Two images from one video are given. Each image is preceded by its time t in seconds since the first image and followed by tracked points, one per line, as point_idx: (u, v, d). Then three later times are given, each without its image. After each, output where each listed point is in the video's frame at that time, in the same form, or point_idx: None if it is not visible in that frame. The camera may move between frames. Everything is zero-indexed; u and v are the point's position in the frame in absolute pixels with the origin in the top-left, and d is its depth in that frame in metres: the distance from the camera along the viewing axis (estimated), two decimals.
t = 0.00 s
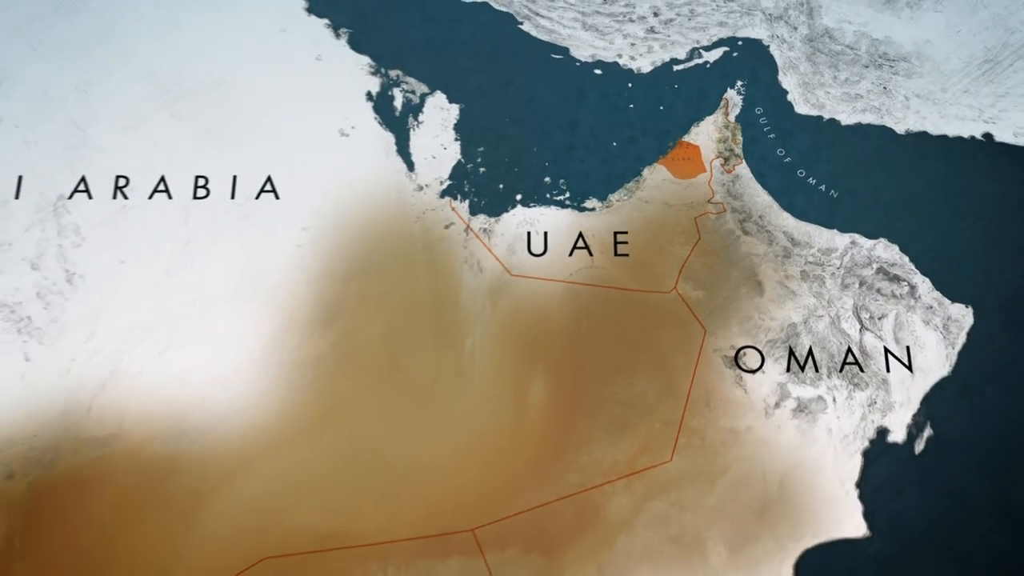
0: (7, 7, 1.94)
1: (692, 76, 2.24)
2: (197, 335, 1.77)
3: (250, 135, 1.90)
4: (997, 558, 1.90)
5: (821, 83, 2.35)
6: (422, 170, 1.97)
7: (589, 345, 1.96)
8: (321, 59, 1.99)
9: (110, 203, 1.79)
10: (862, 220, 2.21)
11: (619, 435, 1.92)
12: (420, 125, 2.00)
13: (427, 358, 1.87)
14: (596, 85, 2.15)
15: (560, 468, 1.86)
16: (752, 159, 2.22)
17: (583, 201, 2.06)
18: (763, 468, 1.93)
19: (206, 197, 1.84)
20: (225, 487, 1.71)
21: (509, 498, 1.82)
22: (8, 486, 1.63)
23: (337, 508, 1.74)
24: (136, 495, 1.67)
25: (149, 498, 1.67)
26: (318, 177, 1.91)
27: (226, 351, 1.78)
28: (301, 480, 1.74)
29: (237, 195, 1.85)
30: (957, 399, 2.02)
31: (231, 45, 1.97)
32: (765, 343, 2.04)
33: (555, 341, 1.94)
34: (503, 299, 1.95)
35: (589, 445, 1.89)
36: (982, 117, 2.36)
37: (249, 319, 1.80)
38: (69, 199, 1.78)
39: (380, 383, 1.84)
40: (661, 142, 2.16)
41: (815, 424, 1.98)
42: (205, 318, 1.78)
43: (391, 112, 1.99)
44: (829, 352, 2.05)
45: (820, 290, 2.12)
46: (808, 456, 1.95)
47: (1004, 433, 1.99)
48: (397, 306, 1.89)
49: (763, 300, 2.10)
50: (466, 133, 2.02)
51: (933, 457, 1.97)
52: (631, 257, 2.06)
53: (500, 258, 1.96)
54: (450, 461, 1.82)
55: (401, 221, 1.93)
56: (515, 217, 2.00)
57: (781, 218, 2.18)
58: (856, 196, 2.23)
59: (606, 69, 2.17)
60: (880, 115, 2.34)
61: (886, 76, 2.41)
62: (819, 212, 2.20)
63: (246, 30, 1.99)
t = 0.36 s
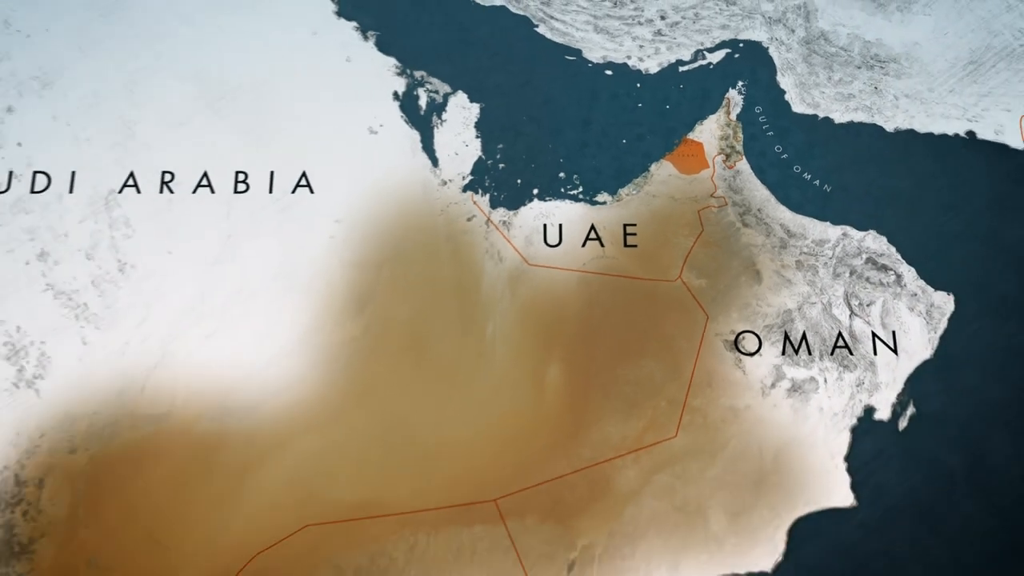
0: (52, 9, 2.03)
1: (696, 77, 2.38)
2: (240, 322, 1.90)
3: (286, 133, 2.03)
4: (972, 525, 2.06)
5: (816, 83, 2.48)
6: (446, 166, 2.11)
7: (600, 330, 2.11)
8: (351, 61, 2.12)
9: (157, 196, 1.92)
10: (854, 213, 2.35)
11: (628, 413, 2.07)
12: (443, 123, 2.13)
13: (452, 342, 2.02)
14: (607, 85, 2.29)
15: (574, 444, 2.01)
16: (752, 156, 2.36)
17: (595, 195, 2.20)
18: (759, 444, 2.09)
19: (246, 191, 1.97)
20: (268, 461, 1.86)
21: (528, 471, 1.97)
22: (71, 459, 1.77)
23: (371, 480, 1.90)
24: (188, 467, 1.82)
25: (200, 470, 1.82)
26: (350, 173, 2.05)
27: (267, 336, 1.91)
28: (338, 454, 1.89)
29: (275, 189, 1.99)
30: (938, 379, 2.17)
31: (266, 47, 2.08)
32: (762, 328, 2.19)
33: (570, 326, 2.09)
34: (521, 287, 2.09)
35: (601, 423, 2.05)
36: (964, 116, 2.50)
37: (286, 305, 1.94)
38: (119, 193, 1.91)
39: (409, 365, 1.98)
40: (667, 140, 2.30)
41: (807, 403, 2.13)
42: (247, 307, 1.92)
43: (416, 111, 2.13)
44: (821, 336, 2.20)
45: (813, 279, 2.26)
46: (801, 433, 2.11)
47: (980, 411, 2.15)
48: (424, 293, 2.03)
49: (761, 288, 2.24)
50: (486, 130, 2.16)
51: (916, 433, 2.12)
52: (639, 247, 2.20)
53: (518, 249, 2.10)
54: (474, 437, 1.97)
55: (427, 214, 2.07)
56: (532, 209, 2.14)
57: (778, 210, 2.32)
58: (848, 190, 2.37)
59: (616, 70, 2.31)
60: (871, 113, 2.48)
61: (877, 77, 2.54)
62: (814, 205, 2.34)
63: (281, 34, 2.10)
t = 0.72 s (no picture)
0: (94, 12, 2.13)
1: (700, 78, 2.50)
2: (277, 309, 2.05)
3: (316, 130, 2.17)
4: (951, 499, 2.20)
5: (812, 83, 2.60)
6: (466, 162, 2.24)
7: (611, 317, 2.25)
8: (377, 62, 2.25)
9: (199, 191, 2.06)
10: (847, 208, 2.47)
11: (636, 395, 2.21)
12: (464, 122, 2.26)
13: (473, 328, 2.16)
14: (617, 86, 2.42)
15: (586, 423, 2.16)
16: (752, 152, 2.48)
17: (606, 190, 2.33)
18: (755, 423, 2.22)
19: (281, 186, 2.11)
20: (303, 439, 1.99)
21: (543, 448, 2.12)
22: (123, 436, 1.90)
23: (400, 456, 2.04)
24: (231, 445, 1.96)
25: (243, 447, 1.96)
26: (378, 169, 2.19)
27: (303, 323, 2.05)
28: (369, 432, 2.03)
29: (308, 184, 2.13)
30: (922, 363, 2.31)
31: (297, 51, 2.22)
32: (759, 315, 2.33)
33: (582, 313, 2.23)
34: (537, 277, 2.22)
35: (611, 403, 2.19)
36: (950, 115, 2.63)
37: (319, 294, 2.08)
38: (163, 188, 2.04)
39: (433, 350, 2.12)
40: (672, 137, 2.43)
41: (800, 385, 2.26)
42: (284, 295, 2.06)
43: (438, 110, 2.25)
44: (814, 323, 2.33)
45: (807, 269, 2.39)
46: (794, 413, 2.24)
47: (960, 394, 2.29)
48: (447, 283, 2.17)
49: (759, 278, 2.37)
50: (503, 129, 2.29)
51: (901, 413, 2.26)
52: (645, 239, 2.33)
53: (534, 241, 2.24)
54: (494, 417, 2.11)
55: (449, 208, 2.21)
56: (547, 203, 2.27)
57: (776, 204, 2.44)
58: (842, 186, 2.49)
59: (625, 71, 2.43)
60: (863, 112, 2.60)
61: (870, 77, 2.66)
62: (809, 199, 2.47)
63: (311, 37, 2.23)
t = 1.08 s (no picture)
0: (132, 16, 2.24)
1: (704, 78, 2.62)
2: (308, 297, 2.18)
3: (343, 128, 2.30)
4: (937, 478, 2.29)
5: (808, 83, 2.70)
6: (484, 159, 2.37)
7: (620, 305, 2.38)
8: (400, 64, 2.37)
9: (233, 186, 2.19)
10: (841, 202, 2.56)
11: (644, 378, 2.34)
12: (482, 121, 2.39)
13: (491, 315, 2.29)
14: (625, 86, 2.53)
15: (597, 404, 2.29)
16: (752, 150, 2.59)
17: (615, 185, 2.46)
18: (753, 405, 2.34)
19: (311, 181, 2.24)
20: (335, 420, 2.13)
21: (557, 428, 2.25)
22: (168, 418, 2.04)
23: (423, 436, 2.18)
24: (268, 425, 2.10)
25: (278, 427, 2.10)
26: (401, 165, 2.31)
27: (333, 311, 2.18)
28: (395, 413, 2.17)
29: (336, 180, 2.26)
30: (910, 349, 2.41)
31: (325, 53, 2.34)
32: (758, 303, 2.44)
33: (593, 302, 2.36)
34: (551, 267, 2.36)
35: (620, 386, 2.32)
36: (938, 115, 2.71)
37: (348, 284, 2.21)
38: (200, 184, 2.17)
39: (454, 336, 2.25)
40: (677, 135, 2.55)
41: (794, 369, 2.37)
42: (314, 284, 2.19)
43: (456, 109, 2.38)
44: (808, 311, 2.44)
45: (802, 260, 2.49)
46: (789, 396, 2.35)
47: (947, 377, 2.38)
48: (467, 274, 2.30)
49: (757, 268, 2.48)
50: (519, 127, 2.41)
51: (888, 396, 2.36)
52: (652, 231, 2.45)
53: (548, 233, 2.37)
54: (512, 398, 2.25)
55: (469, 202, 2.34)
56: (559, 198, 2.40)
57: (774, 198, 2.55)
58: (835, 182, 2.58)
59: (632, 71, 2.56)
60: (856, 112, 2.69)
61: (863, 77, 2.75)
62: (804, 192, 2.57)
63: (338, 41, 2.36)
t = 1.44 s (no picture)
0: (165, 18, 2.35)
1: (706, 78, 2.73)
2: (335, 287, 2.30)
3: (366, 126, 2.41)
4: (922, 457, 2.45)
5: (806, 83, 2.80)
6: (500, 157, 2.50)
7: (628, 295, 2.51)
8: (420, 65, 2.49)
9: (263, 182, 2.30)
10: (835, 198, 2.68)
11: (650, 364, 2.47)
12: (498, 120, 2.51)
13: (507, 304, 2.43)
14: (632, 86, 2.65)
15: (606, 388, 2.43)
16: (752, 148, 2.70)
17: (623, 181, 2.58)
18: (751, 390, 2.48)
19: (336, 178, 2.36)
20: (361, 403, 2.27)
21: (568, 410, 2.39)
22: (206, 401, 2.17)
23: (444, 418, 2.31)
24: (299, 408, 2.23)
25: (308, 409, 2.24)
26: (422, 162, 2.43)
27: (358, 300, 2.31)
28: (417, 396, 2.31)
29: (360, 175, 2.38)
30: (899, 335, 2.55)
31: (349, 53, 2.45)
32: (756, 293, 2.57)
33: (603, 292, 2.50)
34: (562, 259, 2.49)
35: (627, 371, 2.46)
36: (928, 113, 2.81)
37: (372, 275, 2.34)
38: (232, 180, 2.29)
39: (473, 324, 2.39)
40: (681, 133, 2.67)
41: (789, 356, 2.51)
42: (341, 274, 2.32)
43: (474, 108, 2.50)
44: (803, 301, 2.57)
45: (798, 252, 2.61)
46: (785, 380, 2.49)
47: (931, 363, 2.52)
48: (484, 265, 2.43)
49: (756, 260, 2.60)
50: (533, 126, 2.54)
51: (877, 379, 2.50)
52: (657, 225, 2.58)
53: (559, 226, 2.49)
54: (526, 383, 2.39)
55: (485, 197, 2.46)
56: (570, 193, 2.53)
57: (772, 193, 2.67)
58: (830, 178, 2.69)
59: (639, 72, 2.67)
60: (850, 112, 2.78)
61: (858, 78, 2.84)
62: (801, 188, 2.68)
63: (361, 42, 2.47)
